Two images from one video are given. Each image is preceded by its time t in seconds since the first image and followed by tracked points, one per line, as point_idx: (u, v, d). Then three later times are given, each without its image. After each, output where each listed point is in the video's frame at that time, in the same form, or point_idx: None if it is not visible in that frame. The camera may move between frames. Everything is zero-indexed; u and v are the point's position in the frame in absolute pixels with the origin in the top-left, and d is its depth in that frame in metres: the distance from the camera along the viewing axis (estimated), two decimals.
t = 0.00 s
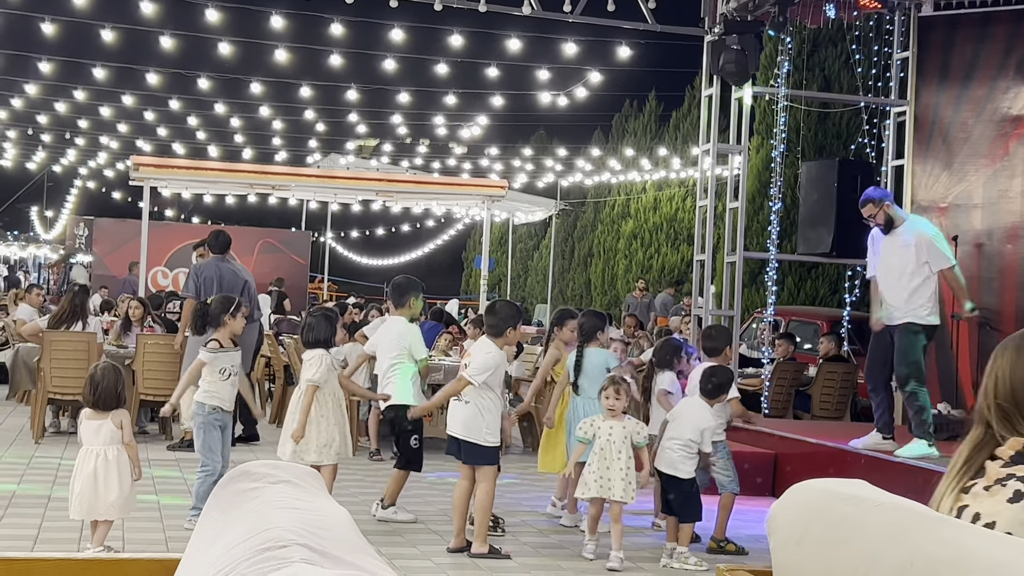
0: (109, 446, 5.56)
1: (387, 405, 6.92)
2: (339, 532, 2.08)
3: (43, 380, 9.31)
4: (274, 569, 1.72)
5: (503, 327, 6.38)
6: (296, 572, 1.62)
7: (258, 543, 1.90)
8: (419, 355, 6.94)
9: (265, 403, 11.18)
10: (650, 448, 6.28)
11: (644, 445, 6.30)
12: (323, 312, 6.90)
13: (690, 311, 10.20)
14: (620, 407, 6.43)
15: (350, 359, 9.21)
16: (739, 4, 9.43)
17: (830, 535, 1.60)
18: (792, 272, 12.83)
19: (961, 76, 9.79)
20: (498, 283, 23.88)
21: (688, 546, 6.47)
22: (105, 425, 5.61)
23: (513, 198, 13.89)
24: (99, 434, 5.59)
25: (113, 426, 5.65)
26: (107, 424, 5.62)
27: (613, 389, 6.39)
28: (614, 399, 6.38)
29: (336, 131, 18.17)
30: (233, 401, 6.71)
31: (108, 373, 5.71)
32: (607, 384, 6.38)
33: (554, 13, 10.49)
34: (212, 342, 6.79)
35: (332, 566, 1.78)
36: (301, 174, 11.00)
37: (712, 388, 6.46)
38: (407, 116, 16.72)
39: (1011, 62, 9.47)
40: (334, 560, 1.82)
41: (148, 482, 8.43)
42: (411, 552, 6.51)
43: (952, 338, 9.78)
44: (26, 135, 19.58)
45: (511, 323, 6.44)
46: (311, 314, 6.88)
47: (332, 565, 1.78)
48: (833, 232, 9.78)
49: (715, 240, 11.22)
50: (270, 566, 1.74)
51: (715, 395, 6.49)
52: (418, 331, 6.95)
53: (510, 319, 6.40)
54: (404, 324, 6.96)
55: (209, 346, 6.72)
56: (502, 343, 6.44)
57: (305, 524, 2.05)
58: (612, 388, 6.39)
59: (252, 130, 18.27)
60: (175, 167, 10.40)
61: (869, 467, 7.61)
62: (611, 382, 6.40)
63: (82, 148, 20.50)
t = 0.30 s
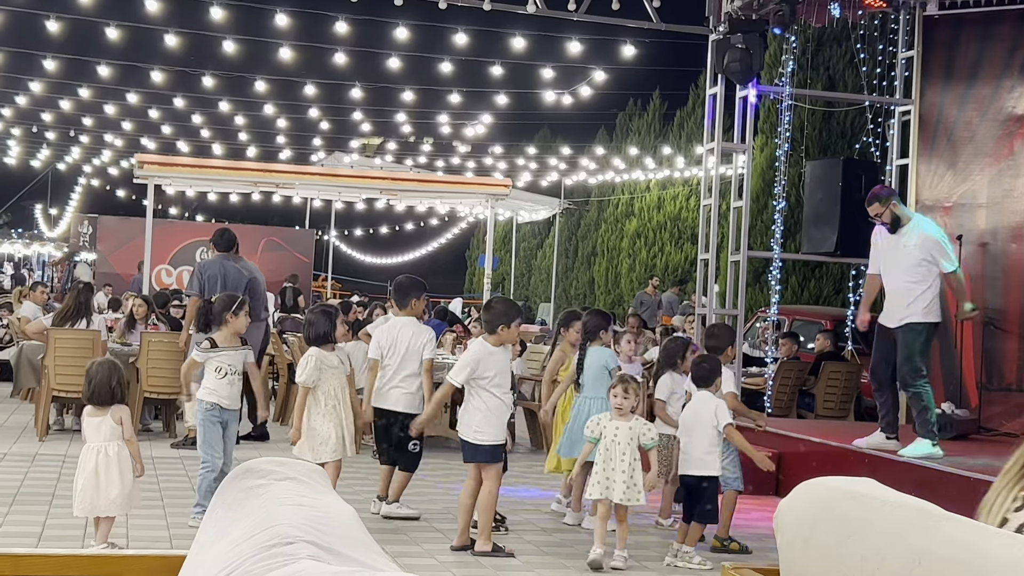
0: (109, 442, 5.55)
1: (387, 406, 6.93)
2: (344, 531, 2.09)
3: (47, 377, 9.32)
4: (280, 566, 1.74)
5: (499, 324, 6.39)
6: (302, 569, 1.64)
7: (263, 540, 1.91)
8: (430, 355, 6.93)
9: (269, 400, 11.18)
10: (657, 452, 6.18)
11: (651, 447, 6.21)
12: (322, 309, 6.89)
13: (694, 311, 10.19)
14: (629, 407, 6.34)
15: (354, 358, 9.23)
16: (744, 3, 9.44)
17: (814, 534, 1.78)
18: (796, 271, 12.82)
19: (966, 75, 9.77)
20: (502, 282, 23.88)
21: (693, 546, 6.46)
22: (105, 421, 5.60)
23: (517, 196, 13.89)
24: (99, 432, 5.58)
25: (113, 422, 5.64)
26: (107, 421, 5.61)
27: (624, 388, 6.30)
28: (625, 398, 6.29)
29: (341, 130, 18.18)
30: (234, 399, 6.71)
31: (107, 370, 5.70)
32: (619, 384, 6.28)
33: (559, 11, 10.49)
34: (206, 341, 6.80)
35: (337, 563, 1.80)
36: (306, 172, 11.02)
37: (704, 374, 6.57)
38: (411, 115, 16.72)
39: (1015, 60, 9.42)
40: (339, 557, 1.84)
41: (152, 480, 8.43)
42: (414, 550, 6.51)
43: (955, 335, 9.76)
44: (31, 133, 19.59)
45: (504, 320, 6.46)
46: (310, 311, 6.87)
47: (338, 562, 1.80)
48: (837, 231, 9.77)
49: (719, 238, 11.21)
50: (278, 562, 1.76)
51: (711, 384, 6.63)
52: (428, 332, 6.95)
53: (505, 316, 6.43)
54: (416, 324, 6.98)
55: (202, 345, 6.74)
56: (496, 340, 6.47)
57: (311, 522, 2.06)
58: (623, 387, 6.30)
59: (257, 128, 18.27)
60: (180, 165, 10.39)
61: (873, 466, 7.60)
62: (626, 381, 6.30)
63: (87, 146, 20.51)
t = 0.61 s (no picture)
0: (92, 439, 5.53)
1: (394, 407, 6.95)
2: (352, 531, 2.16)
3: (53, 375, 9.33)
4: (288, 564, 1.81)
5: (505, 321, 6.41)
6: (311, 565, 1.71)
7: (272, 539, 2.00)
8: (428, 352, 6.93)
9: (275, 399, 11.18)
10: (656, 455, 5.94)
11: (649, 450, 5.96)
12: (327, 308, 6.88)
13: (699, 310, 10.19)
14: (624, 409, 6.11)
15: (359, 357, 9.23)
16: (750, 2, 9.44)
17: (827, 532, 2.49)
18: (801, 271, 12.80)
19: (972, 75, 9.77)
20: (507, 281, 23.86)
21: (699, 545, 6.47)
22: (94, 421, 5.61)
23: (522, 195, 13.88)
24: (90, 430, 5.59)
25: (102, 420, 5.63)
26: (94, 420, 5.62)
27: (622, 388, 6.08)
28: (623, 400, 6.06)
29: (346, 129, 18.19)
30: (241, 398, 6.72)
31: (106, 368, 5.73)
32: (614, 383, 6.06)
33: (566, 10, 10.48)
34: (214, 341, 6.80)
35: (345, 561, 1.87)
36: (312, 171, 11.03)
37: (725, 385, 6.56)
38: (417, 114, 16.71)
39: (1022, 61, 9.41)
40: (347, 555, 1.91)
41: (158, 478, 8.44)
42: (420, 549, 6.51)
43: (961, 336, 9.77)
44: (36, 131, 19.60)
45: (511, 316, 6.47)
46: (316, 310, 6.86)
47: (347, 560, 1.87)
48: (842, 231, 9.76)
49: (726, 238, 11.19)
50: (287, 560, 1.83)
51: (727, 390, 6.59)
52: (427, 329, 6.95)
53: (510, 312, 6.43)
54: (417, 322, 6.99)
55: (210, 346, 6.74)
56: (506, 338, 6.47)
57: (321, 521, 2.14)
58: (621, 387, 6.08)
59: (261, 127, 18.27)
60: (185, 164, 10.38)
61: (878, 466, 7.60)
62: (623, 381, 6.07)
63: (92, 145, 20.52)
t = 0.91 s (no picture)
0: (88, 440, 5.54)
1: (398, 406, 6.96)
2: (357, 528, 2.19)
3: (59, 373, 9.35)
4: (298, 560, 1.84)
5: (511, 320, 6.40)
6: (319, 562, 1.74)
7: (279, 537, 2.02)
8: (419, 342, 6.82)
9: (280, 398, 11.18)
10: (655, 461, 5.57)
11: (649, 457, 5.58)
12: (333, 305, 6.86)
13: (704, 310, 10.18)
14: (620, 410, 5.71)
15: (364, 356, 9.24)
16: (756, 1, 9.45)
17: (835, 532, 2.36)
18: (807, 271, 12.80)
19: (978, 76, 9.77)
20: (512, 281, 23.87)
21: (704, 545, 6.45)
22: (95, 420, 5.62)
23: (527, 195, 13.88)
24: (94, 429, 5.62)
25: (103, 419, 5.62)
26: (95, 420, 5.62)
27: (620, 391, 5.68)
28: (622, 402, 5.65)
29: (351, 128, 18.20)
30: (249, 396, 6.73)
31: (110, 367, 5.74)
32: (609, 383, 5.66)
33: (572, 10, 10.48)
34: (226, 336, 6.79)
35: (352, 558, 1.90)
36: (317, 171, 11.03)
37: (723, 374, 6.56)
38: (422, 113, 16.71)
39: None
40: (356, 553, 1.94)
41: (163, 476, 8.44)
42: (426, 548, 6.51)
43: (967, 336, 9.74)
44: (43, 130, 19.62)
45: (515, 313, 6.46)
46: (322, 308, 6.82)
47: (355, 556, 1.90)
48: (848, 231, 9.76)
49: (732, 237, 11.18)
50: (295, 558, 1.85)
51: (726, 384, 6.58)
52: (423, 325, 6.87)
53: (514, 310, 6.42)
54: (424, 321, 6.91)
55: (223, 341, 6.74)
56: (512, 335, 6.46)
57: (327, 519, 2.17)
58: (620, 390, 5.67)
59: (267, 126, 18.28)
60: (191, 162, 10.37)
61: (884, 466, 7.59)
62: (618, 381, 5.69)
63: (97, 143, 20.53)
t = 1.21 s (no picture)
0: (112, 439, 5.52)
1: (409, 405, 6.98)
2: (363, 528, 2.20)
3: (65, 372, 9.37)
4: (301, 560, 1.84)
5: (512, 324, 6.38)
6: (323, 562, 1.74)
7: (284, 537, 2.03)
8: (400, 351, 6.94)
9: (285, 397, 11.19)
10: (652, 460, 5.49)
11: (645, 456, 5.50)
12: (336, 304, 6.87)
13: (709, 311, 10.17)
14: (618, 407, 5.65)
15: (370, 356, 9.26)
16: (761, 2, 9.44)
17: (838, 534, 2.37)
18: (812, 271, 12.79)
19: (984, 77, 9.75)
20: (517, 280, 23.87)
21: (708, 545, 6.46)
22: (111, 418, 5.58)
23: (532, 195, 13.88)
24: (109, 428, 5.59)
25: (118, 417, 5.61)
26: (111, 417, 5.59)
27: (617, 388, 5.61)
28: (618, 400, 5.59)
29: (357, 127, 18.20)
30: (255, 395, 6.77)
31: (113, 368, 5.74)
32: (606, 380, 5.59)
33: (578, 11, 10.46)
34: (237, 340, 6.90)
35: (356, 558, 1.90)
36: (322, 170, 11.03)
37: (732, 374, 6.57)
38: (428, 112, 16.71)
39: None
40: (360, 554, 1.94)
41: (169, 476, 8.45)
42: (430, 547, 6.51)
43: (972, 336, 9.73)
44: (48, 128, 19.62)
45: (520, 320, 6.43)
46: (324, 306, 6.84)
47: (358, 557, 1.90)
48: (854, 231, 9.75)
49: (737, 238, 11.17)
50: (298, 558, 1.85)
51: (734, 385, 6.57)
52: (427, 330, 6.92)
53: (516, 316, 6.40)
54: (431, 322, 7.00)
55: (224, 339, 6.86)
56: (510, 338, 6.45)
57: (332, 519, 2.17)
58: (618, 387, 5.60)
59: (272, 125, 18.29)
60: (197, 162, 10.37)
61: (889, 467, 7.58)
62: (616, 379, 5.62)
63: (103, 142, 20.54)
